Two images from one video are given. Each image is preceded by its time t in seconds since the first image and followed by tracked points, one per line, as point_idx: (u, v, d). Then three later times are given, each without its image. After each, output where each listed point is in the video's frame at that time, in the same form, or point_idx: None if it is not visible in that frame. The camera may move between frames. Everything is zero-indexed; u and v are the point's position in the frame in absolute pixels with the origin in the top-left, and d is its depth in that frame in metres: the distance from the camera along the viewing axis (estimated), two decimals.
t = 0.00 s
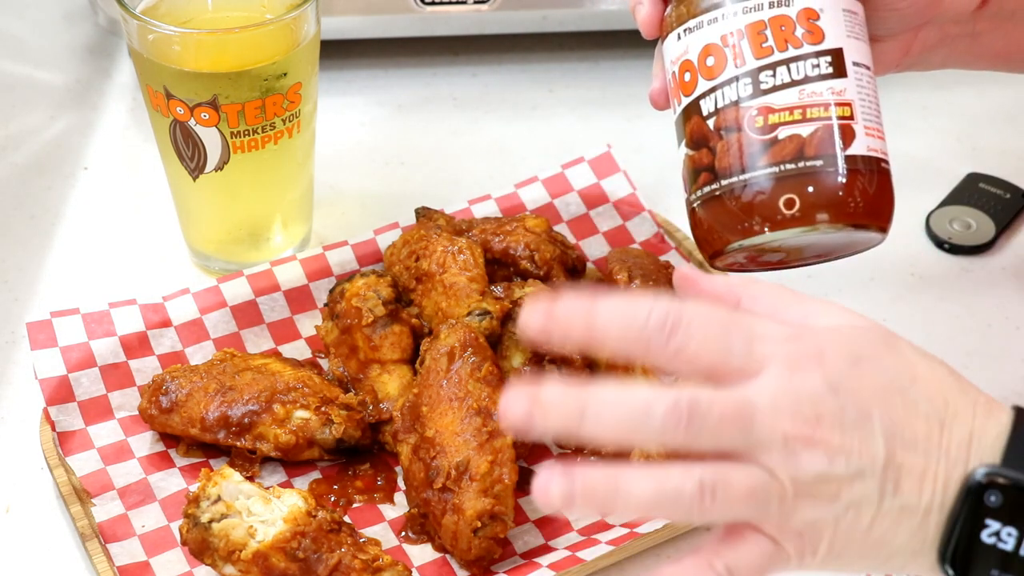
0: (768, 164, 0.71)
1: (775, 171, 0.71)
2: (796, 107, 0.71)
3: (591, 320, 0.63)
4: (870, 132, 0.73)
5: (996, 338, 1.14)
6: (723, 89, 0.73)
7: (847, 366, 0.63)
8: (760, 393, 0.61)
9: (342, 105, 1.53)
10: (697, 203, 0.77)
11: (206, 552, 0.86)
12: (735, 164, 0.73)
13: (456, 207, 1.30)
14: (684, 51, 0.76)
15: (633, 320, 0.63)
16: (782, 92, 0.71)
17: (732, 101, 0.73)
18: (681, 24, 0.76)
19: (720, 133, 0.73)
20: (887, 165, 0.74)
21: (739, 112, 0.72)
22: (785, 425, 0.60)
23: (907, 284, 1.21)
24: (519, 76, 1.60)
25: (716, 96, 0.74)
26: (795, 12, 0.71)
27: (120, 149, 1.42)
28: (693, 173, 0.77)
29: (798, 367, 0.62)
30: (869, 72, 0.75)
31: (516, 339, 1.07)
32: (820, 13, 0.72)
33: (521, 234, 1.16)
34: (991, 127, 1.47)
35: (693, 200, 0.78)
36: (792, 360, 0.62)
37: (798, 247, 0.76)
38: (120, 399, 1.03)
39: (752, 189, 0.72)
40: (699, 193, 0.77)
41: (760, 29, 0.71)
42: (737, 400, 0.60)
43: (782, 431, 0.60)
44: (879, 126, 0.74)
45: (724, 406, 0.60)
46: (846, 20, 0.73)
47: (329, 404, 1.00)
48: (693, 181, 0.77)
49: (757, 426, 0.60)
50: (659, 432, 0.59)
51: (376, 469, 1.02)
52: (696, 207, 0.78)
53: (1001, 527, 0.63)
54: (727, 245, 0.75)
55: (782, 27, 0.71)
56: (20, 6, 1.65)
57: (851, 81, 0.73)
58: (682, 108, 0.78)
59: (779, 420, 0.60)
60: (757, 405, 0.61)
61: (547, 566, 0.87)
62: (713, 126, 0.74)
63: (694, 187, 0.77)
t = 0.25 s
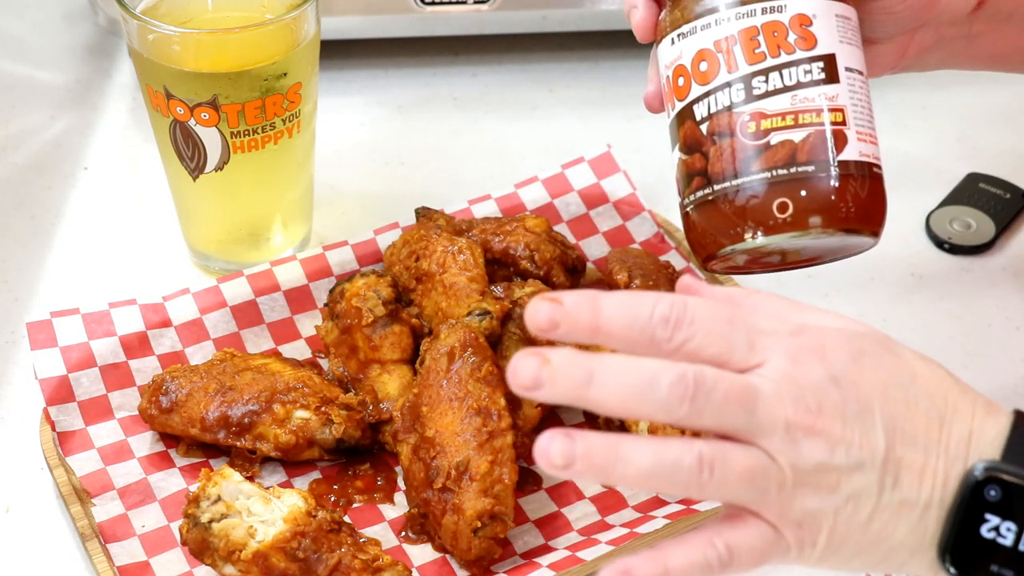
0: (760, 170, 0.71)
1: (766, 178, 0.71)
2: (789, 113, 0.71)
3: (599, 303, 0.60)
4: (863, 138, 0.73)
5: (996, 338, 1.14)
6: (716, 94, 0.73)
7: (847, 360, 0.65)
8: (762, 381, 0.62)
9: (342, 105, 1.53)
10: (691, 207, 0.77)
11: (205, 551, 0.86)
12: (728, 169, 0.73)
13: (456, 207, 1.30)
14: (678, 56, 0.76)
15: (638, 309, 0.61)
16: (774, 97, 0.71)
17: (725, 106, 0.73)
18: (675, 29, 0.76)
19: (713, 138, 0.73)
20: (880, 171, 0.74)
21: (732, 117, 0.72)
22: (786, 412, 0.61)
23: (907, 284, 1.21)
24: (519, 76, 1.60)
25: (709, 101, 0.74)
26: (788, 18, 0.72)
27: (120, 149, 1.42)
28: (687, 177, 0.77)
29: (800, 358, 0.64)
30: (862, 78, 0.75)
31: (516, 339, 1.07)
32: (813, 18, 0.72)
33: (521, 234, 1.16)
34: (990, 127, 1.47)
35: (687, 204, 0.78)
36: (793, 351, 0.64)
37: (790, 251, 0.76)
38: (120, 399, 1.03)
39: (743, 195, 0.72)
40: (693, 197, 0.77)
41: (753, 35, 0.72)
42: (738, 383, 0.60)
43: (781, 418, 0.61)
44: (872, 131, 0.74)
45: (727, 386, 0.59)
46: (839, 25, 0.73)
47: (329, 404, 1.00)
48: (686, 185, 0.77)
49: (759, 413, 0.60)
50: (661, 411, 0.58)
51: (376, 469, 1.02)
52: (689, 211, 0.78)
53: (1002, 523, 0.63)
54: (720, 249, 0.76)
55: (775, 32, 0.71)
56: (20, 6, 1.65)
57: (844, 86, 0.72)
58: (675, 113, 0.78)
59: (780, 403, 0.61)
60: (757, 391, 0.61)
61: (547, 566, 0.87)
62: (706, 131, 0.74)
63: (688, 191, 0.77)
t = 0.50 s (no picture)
0: (771, 139, 0.68)
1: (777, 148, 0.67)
2: (795, 83, 0.68)
3: (638, 280, 0.72)
4: (871, 110, 0.70)
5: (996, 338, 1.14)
6: (718, 68, 0.71)
7: (856, 363, 0.61)
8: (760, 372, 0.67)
9: (342, 105, 1.53)
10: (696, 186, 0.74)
11: (205, 552, 0.86)
12: (736, 142, 0.70)
13: (456, 207, 1.30)
14: (678, 33, 0.74)
15: (661, 300, 0.70)
16: (779, 67, 0.69)
17: (728, 80, 0.71)
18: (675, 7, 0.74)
19: (716, 113, 0.71)
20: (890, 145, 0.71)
21: (735, 90, 0.70)
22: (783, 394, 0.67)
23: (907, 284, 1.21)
24: (519, 76, 1.60)
25: (712, 76, 0.72)
26: None
27: (120, 149, 1.42)
28: (693, 155, 0.74)
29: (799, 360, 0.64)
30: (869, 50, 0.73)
31: (516, 339, 1.07)
32: None
33: (521, 234, 1.16)
34: (990, 127, 1.47)
35: (693, 183, 0.75)
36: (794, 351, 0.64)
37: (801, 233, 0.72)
38: (120, 399, 1.03)
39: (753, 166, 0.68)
40: (698, 175, 0.74)
41: (754, 7, 0.70)
42: (733, 368, 0.69)
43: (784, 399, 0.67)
44: (880, 104, 0.71)
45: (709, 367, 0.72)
46: None
47: (329, 404, 1.00)
48: (692, 163, 0.74)
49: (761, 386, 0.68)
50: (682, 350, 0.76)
51: (376, 469, 1.02)
52: (694, 191, 0.75)
53: None
54: (723, 230, 0.72)
55: (777, 3, 0.69)
56: (20, 6, 1.65)
57: (850, 57, 0.70)
58: (677, 92, 0.76)
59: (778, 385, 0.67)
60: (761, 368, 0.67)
61: (546, 566, 0.87)
62: (710, 107, 0.72)
63: (693, 170, 0.74)
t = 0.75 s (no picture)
0: (748, 127, 0.63)
1: (758, 136, 0.63)
2: (757, 68, 0.63)
3: (634, 258, 0.74)
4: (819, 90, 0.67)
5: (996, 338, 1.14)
6: (671, 67, 0.64)
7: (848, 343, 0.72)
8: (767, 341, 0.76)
9: (342, 105, 1.53)
10: (666, 196, 0.67)
11: (206, 552, 0.86)
12: (709, 138, 0.64)
13: (456, 207, 1.30)
14: (613, 40, 0.66)
15: (660, 287, 0.74)
16: (735, 54, 0.63)
17: (685, 76, 0.64)
18: (600, 12, 0.67)
19: (680, 114, 0.64)
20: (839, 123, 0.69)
21: (695, 86, 0.64)
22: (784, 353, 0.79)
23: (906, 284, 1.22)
24: (519, 76, 1.61)
25: (665, 76, 0.64)
26: None
27: (120, 149, 1.42)
28: (656, 165, 0.67)
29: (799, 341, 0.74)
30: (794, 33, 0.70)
31: (516, 339, 1.07)
32: None
33: (521, 234, 1.16)
34: (990, 127, 1.47)
35: (660, 195, 0.67)
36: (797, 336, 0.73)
37: (779, 222, 0.69)
38: (120, 399, 1.03)
39: (737, 159, 0.63)
40: (666, 184, 0.66)
41: None
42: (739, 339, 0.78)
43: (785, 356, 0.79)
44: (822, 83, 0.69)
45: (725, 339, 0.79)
46: None
47: (328, 404, 1.00)
48: (657, 173, 0.67)
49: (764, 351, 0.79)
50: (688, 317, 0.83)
51: (376, 469, 1.02)
52: (662, 202, 0.67)
53: None
54: (704, 237, 0.67)
55: None
56: (20, 6, 1.65)
57: (792, 37, 0.67)
58: (621, 104, 0.67)
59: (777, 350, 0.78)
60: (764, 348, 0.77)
61: (546, 566, 0.87)
62: (669, 109, 0.65)
63: (657, 180, 0.67)
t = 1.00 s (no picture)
0: (741, 148, 0.66)
1: (752, 154, 0.66)
2: (725, 91, 0.67)
3: (637, 296, 0.71)
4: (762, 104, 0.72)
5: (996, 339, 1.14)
6: (650, 105, 0.65)
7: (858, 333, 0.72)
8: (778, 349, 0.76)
9: (342, 105, 1.53)
10: (677, 233, 0.67)
11: (206, 552, 0.86)
12: (709, 164, 0.65)
13: (456, 207, 1.30)
14: (578, 93, 0.66)
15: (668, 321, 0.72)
16: (704, 83, 0.66)
17: (667, 111, 0.65)
18: (555, 72, 0.66)
19: (676, 148, 0.65)
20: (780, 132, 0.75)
21: (680, 119, 0.65)
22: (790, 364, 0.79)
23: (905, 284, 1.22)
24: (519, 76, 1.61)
25: (647, 116, 0.65)
26: (658, 14, 0.68)
27: (120, 150, 1.42)
28: (659, 205, 0.66)
29: (812, 344, 0.74)
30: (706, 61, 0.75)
31: (516, 339, 1.07)
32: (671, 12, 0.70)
33: (521, 234, 1.16)
34: (990, 127, 1.47)
35: (671, 233, 0.67)
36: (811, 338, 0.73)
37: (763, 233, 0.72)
38: (120, 399, 1.03)
39: (740, 178, 0.65)
40: (675, 220, 0.66)
41: (647, 38, 0.66)
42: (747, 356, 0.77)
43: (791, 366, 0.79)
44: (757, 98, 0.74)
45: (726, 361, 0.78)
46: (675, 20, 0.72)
47: (329, 404, 1.00)
48: (661, 211, 0.67)
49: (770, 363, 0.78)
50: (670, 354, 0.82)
51: (376, 469, 1.02)
52: (671, 240, 0.67)
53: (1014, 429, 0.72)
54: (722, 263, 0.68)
55: (660, 29, 0.67)
56: (20, 6, 1.65)
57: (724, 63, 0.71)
58: (602, 156, 0.67)
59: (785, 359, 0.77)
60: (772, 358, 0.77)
61: (546, 566, 0.86)
62: (660, 146, 0.65)
63: (664, 219, 0.67)
